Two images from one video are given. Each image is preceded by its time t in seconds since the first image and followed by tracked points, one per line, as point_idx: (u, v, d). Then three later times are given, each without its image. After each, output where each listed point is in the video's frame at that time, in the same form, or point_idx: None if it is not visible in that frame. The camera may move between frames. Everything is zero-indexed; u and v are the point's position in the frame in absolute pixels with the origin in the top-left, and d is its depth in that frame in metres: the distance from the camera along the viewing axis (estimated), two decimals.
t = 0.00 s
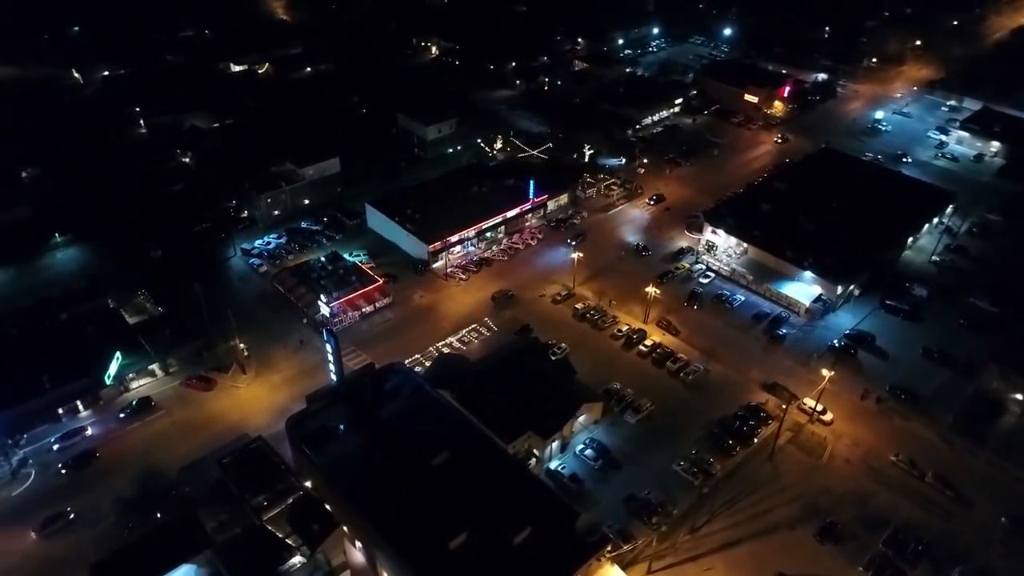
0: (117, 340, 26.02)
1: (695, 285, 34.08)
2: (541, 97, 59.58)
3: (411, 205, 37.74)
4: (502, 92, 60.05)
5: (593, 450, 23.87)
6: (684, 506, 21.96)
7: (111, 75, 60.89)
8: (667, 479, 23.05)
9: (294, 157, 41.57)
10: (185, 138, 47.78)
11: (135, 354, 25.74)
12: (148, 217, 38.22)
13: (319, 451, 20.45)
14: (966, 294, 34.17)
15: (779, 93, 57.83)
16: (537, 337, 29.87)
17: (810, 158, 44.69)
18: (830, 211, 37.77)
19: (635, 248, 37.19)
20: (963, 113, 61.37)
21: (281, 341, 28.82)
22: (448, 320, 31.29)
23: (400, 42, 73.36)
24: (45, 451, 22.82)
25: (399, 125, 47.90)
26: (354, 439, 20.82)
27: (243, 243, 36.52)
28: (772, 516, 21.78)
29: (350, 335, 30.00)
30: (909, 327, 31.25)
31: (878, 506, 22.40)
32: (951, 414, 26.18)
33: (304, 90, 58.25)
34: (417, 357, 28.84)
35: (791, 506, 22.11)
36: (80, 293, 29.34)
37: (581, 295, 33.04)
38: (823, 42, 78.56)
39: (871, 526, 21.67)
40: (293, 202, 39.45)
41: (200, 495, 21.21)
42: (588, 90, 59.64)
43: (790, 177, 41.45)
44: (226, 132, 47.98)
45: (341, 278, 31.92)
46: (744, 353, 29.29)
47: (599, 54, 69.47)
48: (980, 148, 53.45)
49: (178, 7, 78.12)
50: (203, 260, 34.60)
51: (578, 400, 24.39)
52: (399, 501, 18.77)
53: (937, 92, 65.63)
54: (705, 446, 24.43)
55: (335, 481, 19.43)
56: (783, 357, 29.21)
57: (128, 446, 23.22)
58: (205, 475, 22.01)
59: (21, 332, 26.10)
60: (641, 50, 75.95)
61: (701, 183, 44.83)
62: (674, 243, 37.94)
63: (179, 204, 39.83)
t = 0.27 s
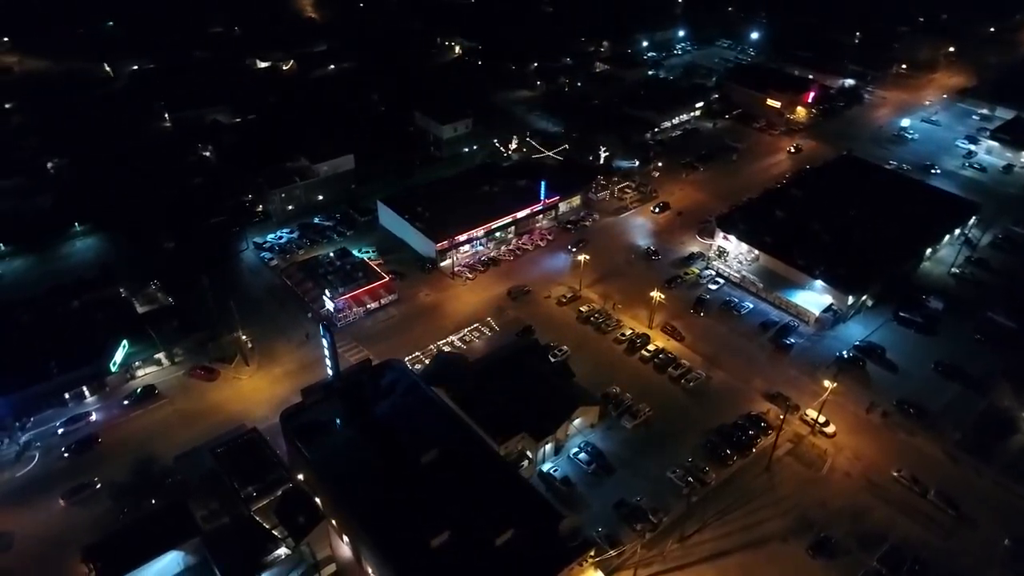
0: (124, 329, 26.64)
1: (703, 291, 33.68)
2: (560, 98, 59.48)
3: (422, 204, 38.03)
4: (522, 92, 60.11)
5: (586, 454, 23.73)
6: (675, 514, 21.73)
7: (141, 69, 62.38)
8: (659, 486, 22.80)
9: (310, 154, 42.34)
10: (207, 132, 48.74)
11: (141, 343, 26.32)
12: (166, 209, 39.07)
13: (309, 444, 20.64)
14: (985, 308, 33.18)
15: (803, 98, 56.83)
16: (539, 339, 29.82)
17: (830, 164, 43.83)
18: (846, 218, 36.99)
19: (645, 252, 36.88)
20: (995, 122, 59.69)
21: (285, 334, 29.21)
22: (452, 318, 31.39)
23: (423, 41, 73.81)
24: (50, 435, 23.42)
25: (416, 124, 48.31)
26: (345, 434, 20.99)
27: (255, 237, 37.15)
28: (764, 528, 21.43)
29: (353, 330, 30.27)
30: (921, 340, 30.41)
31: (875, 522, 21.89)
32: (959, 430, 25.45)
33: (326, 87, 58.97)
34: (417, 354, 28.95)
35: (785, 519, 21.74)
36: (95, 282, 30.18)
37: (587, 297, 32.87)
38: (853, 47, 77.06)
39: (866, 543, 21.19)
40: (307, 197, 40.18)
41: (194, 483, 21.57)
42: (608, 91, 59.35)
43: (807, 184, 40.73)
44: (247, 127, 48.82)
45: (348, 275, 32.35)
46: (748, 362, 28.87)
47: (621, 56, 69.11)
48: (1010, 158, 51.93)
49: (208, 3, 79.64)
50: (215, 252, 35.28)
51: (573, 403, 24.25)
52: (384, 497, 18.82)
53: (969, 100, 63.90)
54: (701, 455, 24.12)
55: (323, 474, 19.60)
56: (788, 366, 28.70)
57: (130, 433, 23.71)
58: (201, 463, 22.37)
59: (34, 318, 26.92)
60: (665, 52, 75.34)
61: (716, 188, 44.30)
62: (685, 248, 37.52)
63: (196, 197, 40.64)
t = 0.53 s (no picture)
0: (133, 317, 27.25)
1: (710, 297, 33.29)
2: (580, 99, 59.29)
3: (433, 203, 38.25)
4: (543, 94, 60.07)
5: (580, 457, 23.61)
6: (665, 522, 21.48)
7: (170, 64, 63.67)
8: (651, 492, 22.58)
9: (327, 151, 42.96)
10: (229, 127, 49.58)
11: (149, 332, 26.85)
12: (184, 202, 39.84)
13: (301, 437, 20.89)
14: (1003, 323, 32.22)
15: (828, 104, 55.76)
16: (541, 341, 29.80)
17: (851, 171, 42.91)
18: (863, 227, 36.20)
19: (654, 257, 36.55)
20: None
21: (290, 328, 29.62)
22: (456, 317, 31.48)
23: (448, 40, 74.16)
24: (57, 419, 24.01)
25: (434, 124, 48.69)
26: (338, 428, 21.19)
27: (268, 232, 37.74)
28: (755, 540, 21.08)
29: (357, 326, 30.56)
30: (934, 354, 29.60)
31: (871, 539, 21.39)
32: (965, 448, 24.75)
33: (348, 85, 59.59)
34: (418, 351, 29.10)
35: (778, 531, 21.36)
36: (109, 271, 30.93)
37: (592, 300, 32.71)
38: (883, 53, 75.47)
39: (860, 560, 20.72)
40: (321, 193, 41.09)
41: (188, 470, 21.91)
42: (628, 94, 59.00)
43: (825, 191, 39.89)
44: (268, 124, 49.61)
45: (356, 271, 32.69)
46: (752, 370, 28.43)
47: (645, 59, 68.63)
48: None
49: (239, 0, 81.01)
50: (229, 246, 35.94)
51: (568, 406, 24.12)
52: (372, 493, 18.98)
53: (1002, 110, 62.16)
54: (696, 462, 23.81)
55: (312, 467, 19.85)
56: (792, 376, 28.18)
57: (133, 419, 24.22)
58: (196, 450, 22.68)
59: (49, 304, 27.65)
60: (690, 56, 74.62)
61: (732, 193, 43.74)
62: (696, 253, 37.10)
63: (214, 190, 41.38)
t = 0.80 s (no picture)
0: (143, 306, 27.87)
1: (718, 304, 32.88)
2: (600, 101, 59.05)
3: (444, 201, 38.43)
4: (563, 95, 59.99)
5: (573, 460, 23.51)
6: (654, 529, 21.31)
7: (199, 60, 64.90)
8: (643, 498, 22.40)
9: (343, 147, 43.42)
10: (251, 122, 50.34)
11: (157, 321, 27.44)
12: (201, 194, 40.62)
13: (294, 429, 21.15)
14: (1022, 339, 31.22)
15: (854, 111, 54.64)
16: (543, 342, 29.77)
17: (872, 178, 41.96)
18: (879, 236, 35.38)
19: (664, 261, 36.22)
20: None
21: (295, 321, 30.04)
22: (460, 315, 31.60)
23: (472, 40, 74.40)
24: (64, 403, 24.64)
25: (451, 123, 48.93)
26: (330, 422, 21.40)
27: (281, 226, 38.31)
28: (746, 551, 20.80)
29: (362, 322, 30.86)
30: (946, 369, 28.79)
31: (865, 556, 20.95)
32: (971, 466, 24.07)
33: (370, 82, 60.13)
34: (419, 348, 29.27)
35: (769, 543, 21.04)
36: (124, 261, 31.69)
37: (597, 303, 32.56)
38: (915, 59, 73.77)
39: None
40: (336, 189, 41.73)
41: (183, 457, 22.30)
42: (649, 96, 58.55)
43: (842, 199, 39.12)
44: (288, 119, 50.30)
45: (362, 267, 32.94)
46: (755, 379, 28.01)
47: (668, 61, 68.05)
48: None
49: None
50: (242, 239, 36.57)
51: (563, 408, 24.00)
52: (360, 487, 19.17)
53: None
54: (691, 470, 23.55)
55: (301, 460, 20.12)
56: (796, 386, 27.68)
57: (137, 406, 24.77)
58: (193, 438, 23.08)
59: (64, 291, 28.46)
60: (716, 59, 73.78)
61: (748, 199, 43.15)
62: (707, 258, 36.68)
63: (232, 184, 42.11)
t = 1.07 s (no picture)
0: (155, 295, 28.52)
1: (727, 310, 32.47)
2: (622, 103, 58.73)
3: (457, 199, 38.59)
4: (584, 96, 59.80)
5: (568, 462, 23.44)
6: (645, 535, 21.17)
7: (228, 55, 66.07)
8: (636, 503, 22.24)
9: (361, 144, 43.89)
10: (274, 117, 51.09)
11: (168, 310, 28.04)
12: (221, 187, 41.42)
13: (290, 421, 21.46)
14: None
15: (881, 118, 53.42)
16: (547, 343, 29.75)
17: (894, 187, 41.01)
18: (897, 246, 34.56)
19: (675, 265, 35.87)
20: None
21: (302, 314, 30.50)
22: (466, 314, 31.71)
23: (496, 39, 74.56)
24: (74, 387, 25.35)
25: (470, 122, 49.13)
26: (326, 415, 21.67)
27: (296, 220, 38.85)
28: (737, 561, 20.53)
29: (368, 317, 31.19)
30: (959, 384, 28.04)
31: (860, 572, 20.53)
32: (978, 485, 23.41)
33: (393, 80, 60.60)
34: (422, 345, 29.47)
35: (761, 555, 20.74)
36: (141, 250, 32.47)
37: (604, 306, 32.40)
38: (949, 67, 71.87)
39: None
40: (351, 185, 42.28)
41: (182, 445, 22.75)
42: (672, 99, 58.06)
43: (861, 207, 38.29)
44: (310, 115, 50.98)
45: (371, 263, 33.25)
46: (759, 388, 27.60)
47: (693, 64, 67.40)
48: None
49: None
50: (257, 232, 37.20)
51: (560, 410, 23.94)
52: (350, 480, 19.39)
53: None
54: (687, 477, 23.31)
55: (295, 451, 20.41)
56: (801, 396, 27.22)
57: (144, 392, 25.35)
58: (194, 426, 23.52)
59: (81, 278, 29.26)
60: (742, 63, 72.82)
61: (766, 205, 42.50)
62: (719, 264, 36.24)
63: (251, 177, 42.82)
